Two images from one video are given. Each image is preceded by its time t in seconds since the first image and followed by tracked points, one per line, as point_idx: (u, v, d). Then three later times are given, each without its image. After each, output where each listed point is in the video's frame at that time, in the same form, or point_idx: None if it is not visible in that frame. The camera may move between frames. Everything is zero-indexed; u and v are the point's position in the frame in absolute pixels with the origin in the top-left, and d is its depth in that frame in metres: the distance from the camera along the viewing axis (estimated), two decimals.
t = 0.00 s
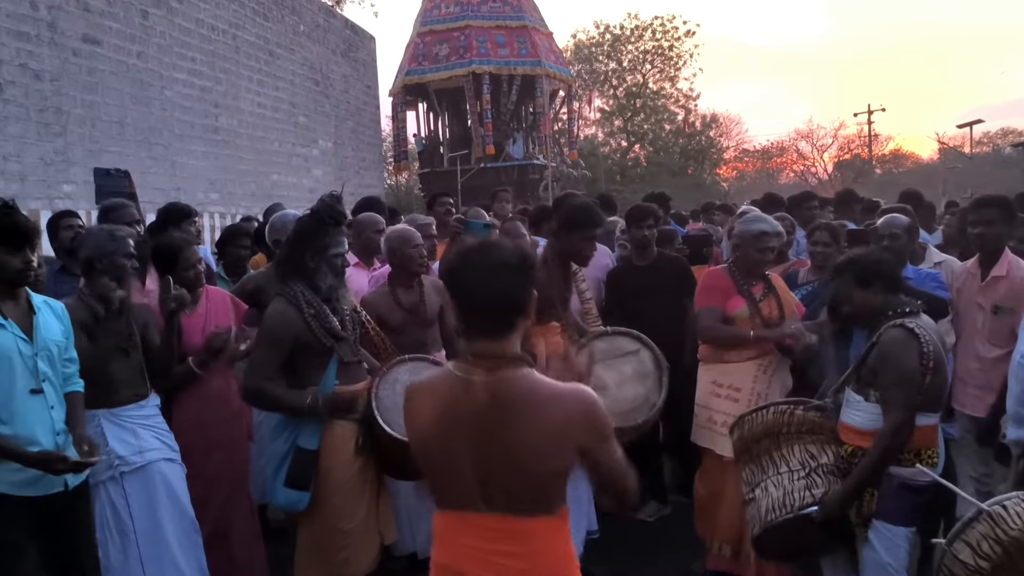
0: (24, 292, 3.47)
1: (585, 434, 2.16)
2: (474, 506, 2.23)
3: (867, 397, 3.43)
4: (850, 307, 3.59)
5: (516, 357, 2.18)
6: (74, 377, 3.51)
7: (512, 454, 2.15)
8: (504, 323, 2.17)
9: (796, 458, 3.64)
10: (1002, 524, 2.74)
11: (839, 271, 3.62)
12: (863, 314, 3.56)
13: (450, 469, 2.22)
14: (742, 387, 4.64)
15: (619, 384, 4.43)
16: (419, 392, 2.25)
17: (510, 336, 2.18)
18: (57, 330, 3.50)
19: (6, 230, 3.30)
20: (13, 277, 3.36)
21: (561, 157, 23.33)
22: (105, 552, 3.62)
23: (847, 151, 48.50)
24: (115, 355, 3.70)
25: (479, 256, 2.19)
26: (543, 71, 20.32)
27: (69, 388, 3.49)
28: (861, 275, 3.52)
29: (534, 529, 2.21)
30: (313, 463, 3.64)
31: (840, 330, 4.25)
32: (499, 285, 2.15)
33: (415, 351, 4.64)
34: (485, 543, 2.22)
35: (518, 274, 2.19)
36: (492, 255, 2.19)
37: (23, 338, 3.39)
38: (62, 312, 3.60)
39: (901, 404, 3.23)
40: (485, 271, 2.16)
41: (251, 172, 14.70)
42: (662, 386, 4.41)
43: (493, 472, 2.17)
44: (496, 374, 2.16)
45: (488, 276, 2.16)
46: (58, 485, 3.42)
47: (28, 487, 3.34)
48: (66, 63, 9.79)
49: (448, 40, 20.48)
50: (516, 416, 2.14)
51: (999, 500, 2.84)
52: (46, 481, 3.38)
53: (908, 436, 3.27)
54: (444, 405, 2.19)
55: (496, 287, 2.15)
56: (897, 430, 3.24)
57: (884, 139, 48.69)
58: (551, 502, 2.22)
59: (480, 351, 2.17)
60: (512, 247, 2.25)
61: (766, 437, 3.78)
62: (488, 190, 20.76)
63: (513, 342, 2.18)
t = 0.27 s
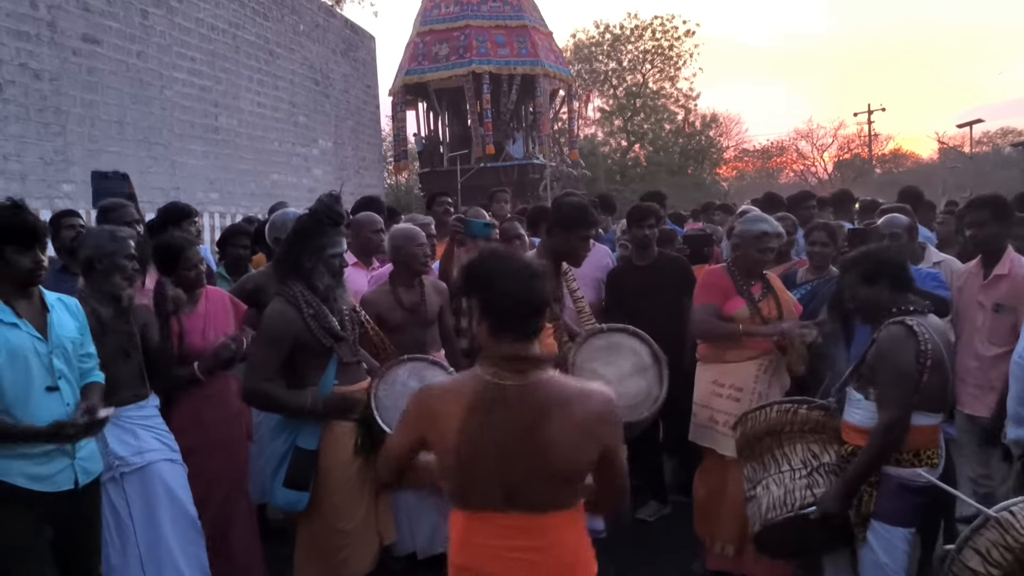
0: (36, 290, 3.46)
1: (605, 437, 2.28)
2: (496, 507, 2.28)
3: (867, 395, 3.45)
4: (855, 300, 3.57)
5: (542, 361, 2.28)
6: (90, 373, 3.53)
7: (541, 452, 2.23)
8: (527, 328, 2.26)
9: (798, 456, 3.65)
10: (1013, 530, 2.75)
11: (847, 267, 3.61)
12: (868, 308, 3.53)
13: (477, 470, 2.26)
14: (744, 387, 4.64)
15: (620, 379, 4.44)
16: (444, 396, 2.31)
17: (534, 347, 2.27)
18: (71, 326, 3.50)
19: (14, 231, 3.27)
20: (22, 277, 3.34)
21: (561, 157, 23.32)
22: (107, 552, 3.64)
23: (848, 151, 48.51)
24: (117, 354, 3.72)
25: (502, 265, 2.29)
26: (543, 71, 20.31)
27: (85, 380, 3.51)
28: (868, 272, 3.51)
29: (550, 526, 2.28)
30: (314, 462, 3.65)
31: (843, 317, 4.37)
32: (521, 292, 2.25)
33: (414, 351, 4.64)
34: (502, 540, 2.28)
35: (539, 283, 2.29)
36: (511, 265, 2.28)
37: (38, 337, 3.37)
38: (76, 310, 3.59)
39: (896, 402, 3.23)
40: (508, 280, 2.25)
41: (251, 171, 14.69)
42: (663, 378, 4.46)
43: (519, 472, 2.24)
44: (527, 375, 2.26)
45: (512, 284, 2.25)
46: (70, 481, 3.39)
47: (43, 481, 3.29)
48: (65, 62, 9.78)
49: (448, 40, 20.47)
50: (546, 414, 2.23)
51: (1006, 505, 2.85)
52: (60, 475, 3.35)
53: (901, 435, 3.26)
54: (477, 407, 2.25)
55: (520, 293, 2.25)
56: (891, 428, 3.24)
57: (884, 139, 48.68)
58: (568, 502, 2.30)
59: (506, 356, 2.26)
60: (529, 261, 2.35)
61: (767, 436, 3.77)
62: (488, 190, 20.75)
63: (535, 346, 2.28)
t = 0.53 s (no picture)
0: (32, 293, 3.43)
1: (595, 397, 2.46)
2: (509, 472, 2.34)
3: (867, 393, 3.43)
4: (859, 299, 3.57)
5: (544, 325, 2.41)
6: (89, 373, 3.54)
7: (551, 414, 2.35)
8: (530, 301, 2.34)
9: (798, 453, 3.63)
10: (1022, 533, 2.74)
11: (857, 262, 3.59)
12: (875, 305, 3.52)
13: (493, 437, 2.31)
14: (742, 385, 4.61)
15: (621, 378, 4.39)
16: (455, 364, 2.31)
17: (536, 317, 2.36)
18: (68, 328, 3.50)
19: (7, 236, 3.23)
20: (18, 281, 3.30)
21: (561, 157, 23.29)
22: (107, 551, 3.62)
23: (847, 151, 48.49)
24: (120, 356, 3.71)
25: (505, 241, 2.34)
26: (543, 71, 20.29)
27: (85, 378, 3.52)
28: (877, 269, 3.49)
29: (554, 487, 2.39)
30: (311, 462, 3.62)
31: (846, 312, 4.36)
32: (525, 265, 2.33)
33: (415, 350, 4.62)
34: (516, 504, 2.35)
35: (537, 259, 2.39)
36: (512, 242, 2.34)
37: (37, 340, 3.35)
38: (72, 312, 3.58)
39: (894, 400, 3.21)
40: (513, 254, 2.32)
41: (251, 171, 14.66)
42: (662, 377, 4.45)
43: (531, 436, 2.33)
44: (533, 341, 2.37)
45: (519, 257, 2.33)
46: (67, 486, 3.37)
47: (38, 487, 3.28)
48: (65, 62, 9.76)
49: (448, 40, 20.45)
50: (556, 376, 2.37)
51: (1012, 508, 2.84)
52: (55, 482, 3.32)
53: (898, 430, 3.23)
54: (493, 377, 2.30)
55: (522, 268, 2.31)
56: (888, 424, 3.21)
57: (883, 139, 48.66)
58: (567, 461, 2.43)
59: (510, 325, 2.32)
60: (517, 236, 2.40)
61: (769, 432, 3.76)
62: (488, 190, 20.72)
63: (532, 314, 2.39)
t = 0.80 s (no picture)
0: (9, 306, 3.46)
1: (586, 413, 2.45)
2: (504, 494, 2.34)
3: (870, 393, 3.40)
4: (859, 295, 3.56)
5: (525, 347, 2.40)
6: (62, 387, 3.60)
7: (538, 435, 2.34)
8: (506, 325, 2.32)
9: (799, 454, 3.62)
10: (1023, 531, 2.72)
11: (854, 259, 3.57)
12: (876, 304, 3.51)
13: (482, 464, 2.31)
14: (743, 383, 4.61)
15: (619, 377, 4.43)
16: (443, 395, 2.31)
17: (512, 341, 2.34)
18: (45, 342, 3.55)
19: None
20: None
21: (561, 156, 23.27)
22: (108, 551, 3.59)
23: (847, 151, 48.48)
24: (122, 354, 3.62)
25: (479, 268, 2.32)
26: (543, 70, 20.27)
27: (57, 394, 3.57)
28: (876, 264, 3.47)
29: (549, 505, 2.40)
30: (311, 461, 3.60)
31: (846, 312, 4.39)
32: (498, 290, 2.30)
33: (416, 348, 4.60)
34: (508, 527, 2.35)
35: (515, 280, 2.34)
36: (487, 268, 2.32)
37: (16, 354, 3.39)
38: (47, 325, 3.62)
39: (899, 399, 3.18)
40: (486, 281, 2.30)
41: (251, 171, 14.64)
42: (662, 375, 4.47)
43: (525, 457, 2.33)
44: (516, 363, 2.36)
45: (492, 283, 2.30)
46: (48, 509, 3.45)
47: (23, 509, 3.34)
48: (65, 62, 9.76)
49: (448, 39, 20.43)
50: (541, 397, 2.35)
51: (1015, 506, 2.82)
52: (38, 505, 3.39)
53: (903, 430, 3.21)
54: (478, 404, 2.30)
55: (497, 290, 2.29)
56: (891, 425, 3.19)
57: (884, 139, 48.64)
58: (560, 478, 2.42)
59: (490, 353, 2.33)
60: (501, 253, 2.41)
61: (770, 432, 3.76)
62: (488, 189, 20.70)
63: (513, 337, 2.35)
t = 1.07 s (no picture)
0: None
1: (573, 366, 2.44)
2: (491, 455, 2.48)
3: (869, 393, 3.40)
4: (859, 295, 3.55)
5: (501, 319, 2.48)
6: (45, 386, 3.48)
7: (518, 400, 2.41)
8: (488, 292, 2.46)
9: (799, 456, 3.62)
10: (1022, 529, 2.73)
11: (854, 257, 3.56)
12: (875, 304, 3.51)
13: (477, 433, 2.46)
14: (750, 381, 4.61)
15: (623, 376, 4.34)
16: (428, 365, 2.53)
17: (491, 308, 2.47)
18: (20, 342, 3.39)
19: None
20: None
21: (562, 156, 23.29)
22: (115, 549, 3.58)
23: (848, 150, 48.53)
24: (129, 351, 3.64)
25: (458, 244, 2.49)
26: (544, 70, 20.29)
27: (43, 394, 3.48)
28: (878, 264, 3.47)
29: (543, 466, 2.48)
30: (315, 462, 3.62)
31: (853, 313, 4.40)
32: (479, 261, 2.45)
33: (417, 348, 4.61)
34: (505, 486, 2.48)
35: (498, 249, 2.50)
36: (471, 240, 2.49)
37: None
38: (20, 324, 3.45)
39: (899, 400, 3.17)
40: (463, 257, 2.46)
41: (252, 171, 14.65)
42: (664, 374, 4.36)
43: (502, 420, 2.44)
44: (483, 336, 2.45)
45: (464, 259, 2.46)
46: (37, 514, 3.37)
47: (9, 518, 3.27)
48: (66, 62, 9.76)
49: (449, 39, 20.44)
50: (507, 367, 2.41)
51: (1015, 505, 2.83)
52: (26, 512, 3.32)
53: (901, 433, 3.21)
54: (451, 373, 2.47)
55: (477, 259, 2.45)
56: (890, 426, 3.20)
57: (884, 138, 48.66)
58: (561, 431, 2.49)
59: (470, 325, 2.47)
60: (490, 230, 2.53)
61: (769, 435, 3.77)
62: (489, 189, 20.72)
63: (493, 309, 2.47)
